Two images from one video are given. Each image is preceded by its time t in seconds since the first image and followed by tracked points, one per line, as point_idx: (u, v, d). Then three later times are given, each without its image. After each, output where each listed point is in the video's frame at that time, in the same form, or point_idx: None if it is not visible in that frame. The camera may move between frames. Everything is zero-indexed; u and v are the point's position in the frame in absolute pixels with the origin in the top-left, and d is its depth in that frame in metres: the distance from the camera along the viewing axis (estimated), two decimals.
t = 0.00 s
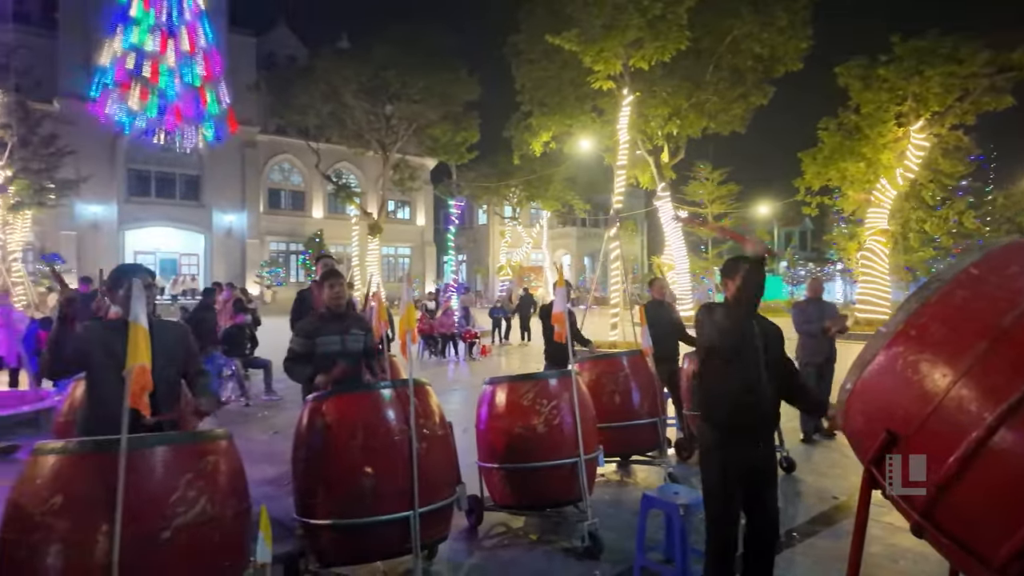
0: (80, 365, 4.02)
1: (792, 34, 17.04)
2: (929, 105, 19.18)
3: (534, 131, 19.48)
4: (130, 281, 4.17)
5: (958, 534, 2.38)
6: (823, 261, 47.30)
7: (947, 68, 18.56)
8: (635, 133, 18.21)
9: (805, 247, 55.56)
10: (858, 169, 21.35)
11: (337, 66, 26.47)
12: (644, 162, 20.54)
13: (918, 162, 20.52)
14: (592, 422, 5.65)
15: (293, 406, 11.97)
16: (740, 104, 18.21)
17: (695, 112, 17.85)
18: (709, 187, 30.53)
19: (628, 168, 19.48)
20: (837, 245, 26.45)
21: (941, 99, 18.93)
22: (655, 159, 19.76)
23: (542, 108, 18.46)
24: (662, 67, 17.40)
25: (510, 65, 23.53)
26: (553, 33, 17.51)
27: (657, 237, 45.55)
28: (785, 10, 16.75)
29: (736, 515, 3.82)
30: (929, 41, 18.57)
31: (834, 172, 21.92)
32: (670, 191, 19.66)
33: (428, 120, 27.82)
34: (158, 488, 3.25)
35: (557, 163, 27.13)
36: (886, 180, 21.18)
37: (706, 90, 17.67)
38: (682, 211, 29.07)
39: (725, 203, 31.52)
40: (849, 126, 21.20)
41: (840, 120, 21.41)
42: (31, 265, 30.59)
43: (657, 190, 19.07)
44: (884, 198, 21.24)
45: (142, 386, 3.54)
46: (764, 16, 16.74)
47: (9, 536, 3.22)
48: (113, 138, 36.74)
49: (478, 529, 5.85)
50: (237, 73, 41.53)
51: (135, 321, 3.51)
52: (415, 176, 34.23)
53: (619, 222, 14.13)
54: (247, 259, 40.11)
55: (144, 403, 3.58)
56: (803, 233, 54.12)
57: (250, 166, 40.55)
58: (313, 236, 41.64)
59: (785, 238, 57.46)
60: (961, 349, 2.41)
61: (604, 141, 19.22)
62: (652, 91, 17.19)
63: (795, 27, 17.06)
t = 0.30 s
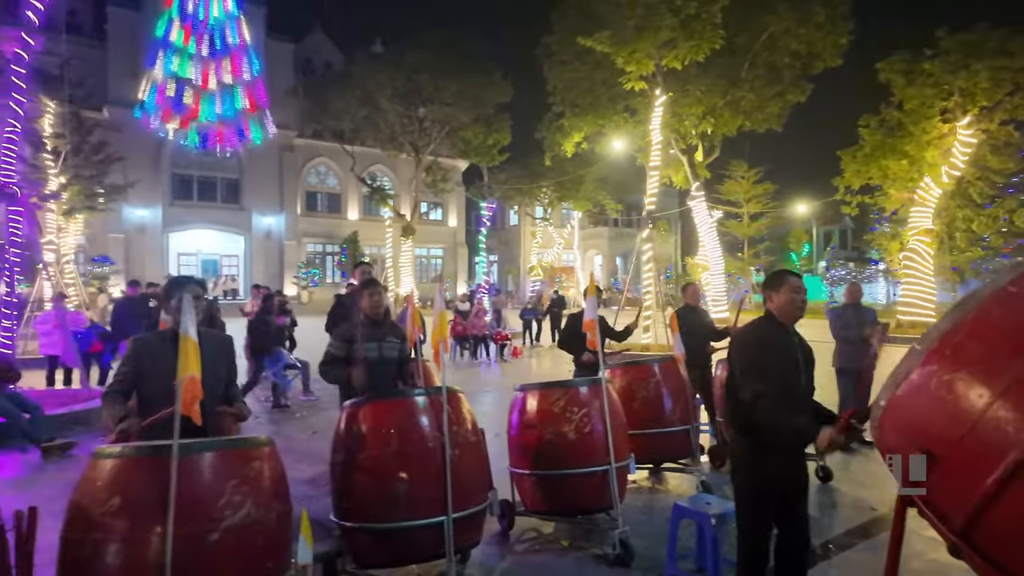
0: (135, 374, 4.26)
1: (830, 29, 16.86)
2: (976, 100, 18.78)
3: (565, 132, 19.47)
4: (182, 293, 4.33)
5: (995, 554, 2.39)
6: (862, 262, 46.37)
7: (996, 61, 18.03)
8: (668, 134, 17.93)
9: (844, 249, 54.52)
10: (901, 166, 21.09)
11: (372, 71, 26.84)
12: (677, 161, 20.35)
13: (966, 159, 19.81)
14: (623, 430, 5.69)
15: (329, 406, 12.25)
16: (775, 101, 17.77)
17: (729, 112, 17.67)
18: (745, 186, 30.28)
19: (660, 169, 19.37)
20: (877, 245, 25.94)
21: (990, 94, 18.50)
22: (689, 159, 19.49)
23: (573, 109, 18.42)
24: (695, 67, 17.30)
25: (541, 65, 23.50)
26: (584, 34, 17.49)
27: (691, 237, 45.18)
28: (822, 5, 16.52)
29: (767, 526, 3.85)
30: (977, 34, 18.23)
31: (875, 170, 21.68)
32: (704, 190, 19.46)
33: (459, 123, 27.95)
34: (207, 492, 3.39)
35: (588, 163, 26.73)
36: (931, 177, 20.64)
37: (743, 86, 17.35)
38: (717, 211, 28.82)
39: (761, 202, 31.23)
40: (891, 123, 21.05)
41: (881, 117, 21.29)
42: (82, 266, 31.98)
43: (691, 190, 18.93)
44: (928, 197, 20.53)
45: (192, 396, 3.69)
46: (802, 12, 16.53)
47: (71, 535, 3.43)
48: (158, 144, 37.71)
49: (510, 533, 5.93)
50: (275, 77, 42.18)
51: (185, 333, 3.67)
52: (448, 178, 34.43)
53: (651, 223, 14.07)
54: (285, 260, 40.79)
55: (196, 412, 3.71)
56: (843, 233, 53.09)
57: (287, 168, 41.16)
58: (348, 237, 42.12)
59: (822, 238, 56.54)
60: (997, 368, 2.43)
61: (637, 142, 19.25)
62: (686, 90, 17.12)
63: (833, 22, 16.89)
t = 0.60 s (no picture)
0: (180, 376, 4.41)
1: (867, 24, 16.74)
2: None
3: (594, 132, 19.36)
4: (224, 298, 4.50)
5: None
6: (900, 262, 45.50)
7: None
8: (700, 133, 17.60)
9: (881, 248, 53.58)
10: (942, 163, 20.59)
11: (402, 73, 27.07)
12: (710, 159, 19.92)
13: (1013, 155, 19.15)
14: (656, 434, 5.68)
15: (363, 406, 12.40)
16: (811, 99, 17.83)
17: (763, 110, 17.50)
18: (779, 185, 29.92)
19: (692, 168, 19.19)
20: (917, 244, 25.38)
21: None
22: (721, 157, 19.34)
23: (603, 109, 18.27)
24: (728, 64, 17.08)
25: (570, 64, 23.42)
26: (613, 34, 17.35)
27: (722, 236, 44.73)
28: None
29: (804, 536, 3.83)
30: None
31: (915, 168, 21.17)
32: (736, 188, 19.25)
33: (489, 124, 27.98)
34: (252, 492, 3.51)
35: (618, 163, 26.43)
36: (975, 175, 20.10)
37: (775, 84, 17.30)
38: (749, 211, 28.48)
39: (795, 201, 30.89)
40: (933, 119, 20.58)
41: (922, 113, 20.85)
42: (126, 267, 32.75)
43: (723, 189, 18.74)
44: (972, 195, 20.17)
45: (239, 399, 3.88)
46: (838, 7, 16.49)
47: (124, 532, 3.59)
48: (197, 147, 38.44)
49: (542, 536, 5.95)
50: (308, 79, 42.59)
51: (231, 339, 3.84)
52: (476, 178, 34.51)
53: (682, 223, 13.95)
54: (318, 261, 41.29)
55: (241, 414, 3.87)
56: (880, 232, 52.16)
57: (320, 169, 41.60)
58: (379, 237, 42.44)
59: (859, 238, 55.50)
60: None
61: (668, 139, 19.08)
62: (718, 87, 16.88)
63: (870, 17, 16.78)
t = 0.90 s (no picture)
0: (215, 377, 4.57)
1: (897, 19, 16.63)
2: None
3: (615, 132, 19.32)
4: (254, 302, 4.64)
5: None
6: (928, 262, 44.90)
7: None
8: (723, 132, 17.45)
9: (910, 248, 52.89)
10: (974, 161, 20.32)
11: (424, 75, 27.24)
12: (733, 158, 19.90)
13: None
14: (678, 437, 5.70)
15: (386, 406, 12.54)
16: (837, 97, 17.57)
17: (787, 108, 17.39)
18: (804, 184, 29.67)
19: (716, 167, 19.06)
20: (947, 243, 24.96)
21: None
22: (745, 156, 19.22)
23: (624, 108, 18.21)
24: (752, 63, 16.96)
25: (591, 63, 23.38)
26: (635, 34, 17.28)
27: (745, 236, 44.39)
28: None
29: (829, 539, 3.84)
30: None
31: (944, 166, 20.95)
32: (759, 187, 19.10)
33: (510, 124, 28.01)
34: (285, 491, 3.61)
35: (639, 163, 26.44)
36: (1008, 172, 19.99)
37: (801, 82, 17.15)
38: (774, 210, 28.24)
39: (820, 200, 30.64)
40: (962, 116, 20.13)
41: (952, 110, 20.38)
42: (155, 269, 33.22)
43: (747, 188, 18.61)
44: (1006, 193, 20.09)
45: (272, 401, 4.10)
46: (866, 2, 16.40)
47: (163, 527, 3.70)
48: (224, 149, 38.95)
49: (564, 537, 5.99)
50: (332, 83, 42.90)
51: (265, 342, 4.03)
52: (497, 179, 34.56)
53: (705, 224, 13.89)
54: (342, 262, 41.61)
55: (272, 415, 4.12)
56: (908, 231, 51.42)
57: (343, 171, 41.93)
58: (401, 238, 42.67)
59: (887, 237, 54.83)
60: None
61: (691, 139, 18.96)
62: (742, 87, 16.68)
63: (901, 12, 16.65)
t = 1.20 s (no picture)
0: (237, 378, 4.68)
1: (921, 14, 16.45)
2: None
3: (633, 131, 19.29)
4: (273, 303, 4.74)
5: None
6: (954, 261, 44.25)
7: None
8: (743, 128, 17.22)
9: (937, 246, 52.16)
10: (1001, 159, 20.00)
11: (442, 76, 27.35)
12: (753, 157, 19.78)
13: None
14: (697, 438, 5.71)
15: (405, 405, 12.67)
16: (860, 94, 17.29)
17: (808, 106, 17.22)
18: (825, 182, 29.44)
19: (736, 165, 18.92)
20: (974, 242, 24.62)
21: None
22: (765, 155, 19.11)
23: (642, 108, 18.18)
24: (771, 61, 16.84)
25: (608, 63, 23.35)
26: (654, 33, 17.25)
27: (765, 235, 44.06)
28: None
29: (846, 542, 3.84)
30: None
31: (971, 163, 20.78)
32: (780, 187, 18.96)
33: (527, 124, 28.01)
34: (309, 489, 3.68)
35: (658, 163, 26.36)
36: None
37: (821, 79, 16.99)
38: (795, 210, 28.02)
39: (843, 198, 30.42)
40: (991, 113, 19.92)
41: (979, 107, 20.21)
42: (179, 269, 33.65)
43: (767, 187, 18.48)
44: None
45: (295, 401, 4.17)
46: None
47: (190, 524, 3.78)
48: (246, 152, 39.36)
49: (582, 537, 6.03)
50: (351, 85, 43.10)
51: (289, 344, 4.12)
52: (515, 179, 34.55)
53: (725, 224, 13.82)
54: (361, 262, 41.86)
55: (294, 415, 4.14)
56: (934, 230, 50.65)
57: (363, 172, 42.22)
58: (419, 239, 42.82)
59: (912, 236, 54.11)
60: None
61: (710, 137, 18.66)
62: (762, 84, 16.46)
63: (925, 7, 16.43)
